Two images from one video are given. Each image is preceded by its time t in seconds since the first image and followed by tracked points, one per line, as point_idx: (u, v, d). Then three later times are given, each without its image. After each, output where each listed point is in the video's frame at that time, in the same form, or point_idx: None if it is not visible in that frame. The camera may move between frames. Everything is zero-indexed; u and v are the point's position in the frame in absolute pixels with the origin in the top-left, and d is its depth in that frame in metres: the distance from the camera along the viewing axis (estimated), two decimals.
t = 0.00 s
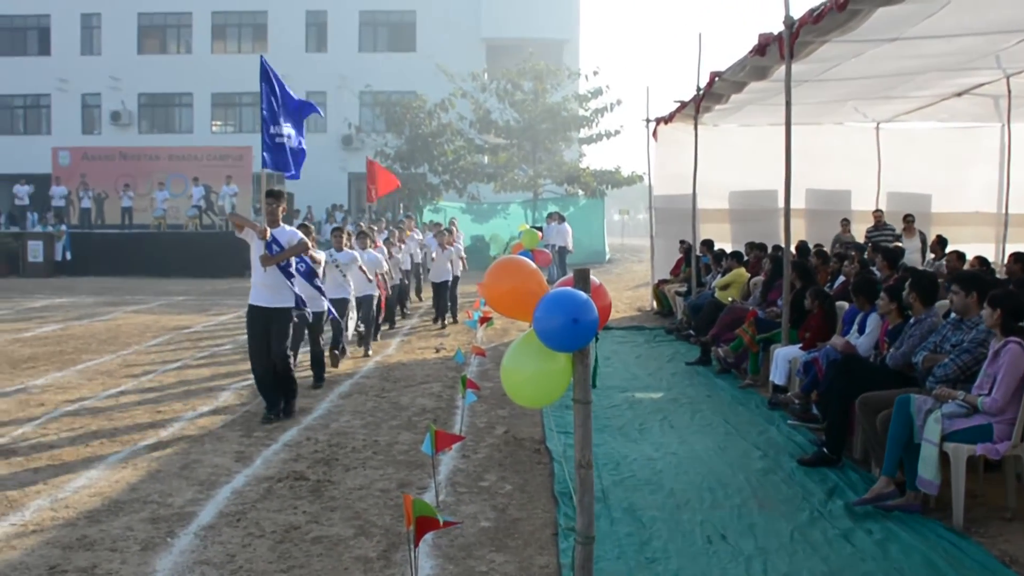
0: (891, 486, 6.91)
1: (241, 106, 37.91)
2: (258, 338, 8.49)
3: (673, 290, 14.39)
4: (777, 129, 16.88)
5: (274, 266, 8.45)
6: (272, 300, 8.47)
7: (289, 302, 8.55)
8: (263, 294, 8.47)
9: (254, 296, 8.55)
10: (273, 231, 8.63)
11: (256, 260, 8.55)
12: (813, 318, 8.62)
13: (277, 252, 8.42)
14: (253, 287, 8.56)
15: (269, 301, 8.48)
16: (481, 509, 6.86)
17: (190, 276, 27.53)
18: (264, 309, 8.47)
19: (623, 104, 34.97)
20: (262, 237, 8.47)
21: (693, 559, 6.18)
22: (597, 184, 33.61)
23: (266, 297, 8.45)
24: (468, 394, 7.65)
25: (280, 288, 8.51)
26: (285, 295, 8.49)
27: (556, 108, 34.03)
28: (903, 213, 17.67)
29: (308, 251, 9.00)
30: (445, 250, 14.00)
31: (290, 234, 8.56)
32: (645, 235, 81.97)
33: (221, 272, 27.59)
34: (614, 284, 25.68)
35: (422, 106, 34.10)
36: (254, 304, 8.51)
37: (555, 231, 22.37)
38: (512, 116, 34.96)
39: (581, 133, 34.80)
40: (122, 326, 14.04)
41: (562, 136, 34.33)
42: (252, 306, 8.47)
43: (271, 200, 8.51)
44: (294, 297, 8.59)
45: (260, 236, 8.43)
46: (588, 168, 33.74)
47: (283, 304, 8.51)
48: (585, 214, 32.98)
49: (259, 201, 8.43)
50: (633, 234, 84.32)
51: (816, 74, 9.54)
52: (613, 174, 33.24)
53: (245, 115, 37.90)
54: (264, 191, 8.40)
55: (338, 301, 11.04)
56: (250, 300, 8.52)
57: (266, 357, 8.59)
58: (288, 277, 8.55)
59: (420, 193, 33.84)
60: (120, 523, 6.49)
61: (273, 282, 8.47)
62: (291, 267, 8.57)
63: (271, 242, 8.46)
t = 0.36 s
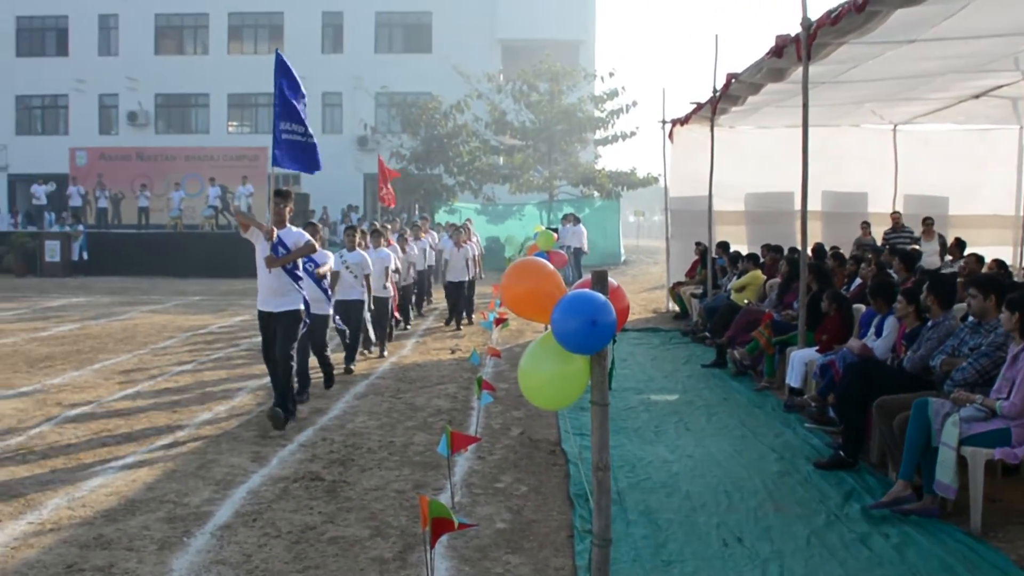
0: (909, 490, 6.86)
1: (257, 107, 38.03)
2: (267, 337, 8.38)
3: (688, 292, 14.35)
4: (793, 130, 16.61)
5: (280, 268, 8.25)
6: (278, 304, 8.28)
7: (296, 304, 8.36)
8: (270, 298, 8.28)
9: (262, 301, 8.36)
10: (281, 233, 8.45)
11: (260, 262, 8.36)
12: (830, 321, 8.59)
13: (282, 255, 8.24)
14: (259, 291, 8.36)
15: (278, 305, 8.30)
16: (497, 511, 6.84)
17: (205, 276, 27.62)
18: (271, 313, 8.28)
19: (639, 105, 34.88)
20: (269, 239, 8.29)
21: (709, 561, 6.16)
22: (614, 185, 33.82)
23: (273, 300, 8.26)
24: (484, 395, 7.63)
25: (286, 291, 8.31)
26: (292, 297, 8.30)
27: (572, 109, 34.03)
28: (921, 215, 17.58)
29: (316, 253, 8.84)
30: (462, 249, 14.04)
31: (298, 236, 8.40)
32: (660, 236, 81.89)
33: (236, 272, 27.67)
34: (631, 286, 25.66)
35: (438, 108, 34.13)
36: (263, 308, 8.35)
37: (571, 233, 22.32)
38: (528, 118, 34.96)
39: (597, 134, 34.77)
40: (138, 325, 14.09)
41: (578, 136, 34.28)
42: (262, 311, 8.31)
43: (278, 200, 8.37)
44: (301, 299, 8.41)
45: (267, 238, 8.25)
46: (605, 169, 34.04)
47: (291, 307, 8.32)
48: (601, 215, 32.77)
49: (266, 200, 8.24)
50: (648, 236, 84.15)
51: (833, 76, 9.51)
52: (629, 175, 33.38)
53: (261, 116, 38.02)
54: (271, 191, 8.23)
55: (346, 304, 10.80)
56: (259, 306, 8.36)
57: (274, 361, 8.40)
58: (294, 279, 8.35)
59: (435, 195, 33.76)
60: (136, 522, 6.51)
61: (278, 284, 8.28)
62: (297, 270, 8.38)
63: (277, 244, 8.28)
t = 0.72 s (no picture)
0: (930, 494, 6.80)
1: (275, 111, 38.13)
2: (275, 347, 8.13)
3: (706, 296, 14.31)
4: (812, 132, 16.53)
5: (290, 278, 7.99)
6: (289, 315, 8.00)
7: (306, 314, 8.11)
8: (283, 309, 7.97)
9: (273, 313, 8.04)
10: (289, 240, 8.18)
11: (268, 271, 8.11)
12: (849, 324, 8.56)
13: (292, 263, 8.00)
14: (268, 302, 8.02)
15: (287, 315, 8.01)
16: (516, 515, 6.83)
17: (222, 280, 27.72)
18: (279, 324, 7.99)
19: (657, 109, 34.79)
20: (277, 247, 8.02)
21: (729, 566, 6.12)
22: (632, 189, 33.83)
23: (281, 311, 7.97)
24: (502, 400, 7.62)
25: (295, 301, 8.05)
26: (302, 308, 8.04)
27: (589, 113, 34.07)
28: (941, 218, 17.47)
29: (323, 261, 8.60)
30: (477, 253, 13.96)
31: (307, 244, 8.14)
32: (678, 239, 81.70)
33: (252, 276, 27.73)
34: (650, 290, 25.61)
35: (455, 112, 34.15)
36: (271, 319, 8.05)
37: (589, 237, 22.26)
38: (545, 121, 34.98)
39: (615, 138, 34.75)
40: (157, 330, 14.14)
41: (595, 140, 34.39)
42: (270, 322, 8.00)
43: (287, 206, 8.06)
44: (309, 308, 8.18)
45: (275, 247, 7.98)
46: (622, 173, 33.96)
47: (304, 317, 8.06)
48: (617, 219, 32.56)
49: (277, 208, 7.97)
50: (664, 239, 83.96)
51: (852, 78, 9.47)
52: (647, 179, 33.20)
53: (279, 120, 38.11)
54: (283, 197, 7.98)
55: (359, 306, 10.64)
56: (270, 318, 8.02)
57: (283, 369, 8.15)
58: (303, 289, 8.10)
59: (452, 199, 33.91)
60: (156, 526, 6.52)
61: (287, 294, 8.01)
62: (306, 279, 8.12)
63: (286, 252, 8.03)
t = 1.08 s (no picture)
0: (951, 500, 6.73)
1: (292, 118, 38.23)
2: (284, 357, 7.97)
3: (724, 301, 14.27)
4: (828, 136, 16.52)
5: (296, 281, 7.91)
6: (295, 318, 7.93)
7: (313, 318, 8.02)
8: (286, 313, 7.92)
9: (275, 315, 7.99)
10: (297, 241, 8.06)
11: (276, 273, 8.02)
12: (868, 329, 8.51)
13: (299, 265, 7.84)
14: (272, 304, 8.01)
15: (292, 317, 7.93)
16: (535, 521, 6.81)
17: (239, 286, 27.84)
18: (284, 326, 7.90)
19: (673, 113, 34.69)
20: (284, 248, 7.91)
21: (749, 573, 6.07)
22: (649, 194, 33.65)
23: (286, 313, 7.89)
24: (521, 406, 7.61)
25: (302, 303, 7.97)
26: (308, 312, 7.96)
27: (605, 118, 33.97)
28: (960, 222, 17.36)
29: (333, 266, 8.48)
30: (491, 261, 13.80)
31: (315, 246, 8.01)
32: (695, 244, 81.58)
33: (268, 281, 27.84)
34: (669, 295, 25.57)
35: (471, 118, 34.19)
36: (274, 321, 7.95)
37: (606, 242, 22.22)
38: (561, 127, 34.94)
39: (631, 143, 34.69)
40: (176, 337, 14.20)
41: (612, 145, 34.31)
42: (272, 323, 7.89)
43: (295, 206, 8.01)
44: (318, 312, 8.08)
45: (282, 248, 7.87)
46: (639, 178, 33.84)
47: (307, 321, 7.97)
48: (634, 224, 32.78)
49: (283, 209, 7.87)
50: (680, 244, 83.75)
51: (869, 82, 9.44)
52: (663, 184, 33.12)
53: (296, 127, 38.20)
54: (288, 197, 7.87)
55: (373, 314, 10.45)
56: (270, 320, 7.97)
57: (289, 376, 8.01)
58: (312, 292, 8.03)
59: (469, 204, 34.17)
60: (176, 532, 6.53)
61: (295, 297, 7.94)
62: (313, 280, 8.04)
63: (294, 253, 7.88)
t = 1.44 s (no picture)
0: (970, 508, 6.66)
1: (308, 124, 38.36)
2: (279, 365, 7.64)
3: (740, 307, 14.24)
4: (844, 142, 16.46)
5: (300, 288, 7.65)
6: (299, 327, 7.65)
7: (316, 327, 7.73)
8: (289, 321, 7.64)
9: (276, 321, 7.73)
10: (300, 247, 7.82)
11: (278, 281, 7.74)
12: (886, 336, 8.47)
13: (302, 272, 7.62)
14: (275, 312, 7.73)
15: (294, 327, 7.65)
16: (550, 528, 6.79)
17: (255, 291, 27.96)
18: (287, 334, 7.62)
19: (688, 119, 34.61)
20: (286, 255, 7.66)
21: None
22: (664, 200, 33.61)
23: (289, 322, 7.61)
24: (537, 413, 7.60)
25: (307, 313, 7.68)
26: (311, 321, 7.66)
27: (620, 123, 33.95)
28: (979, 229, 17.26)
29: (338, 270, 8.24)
30: (507, 266, 13.61)
31: (319, 251, 7.78)
32: (711, 250, 81.45)
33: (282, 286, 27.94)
34: (685, 301, 25.53)
35: (486, 124, 34.27)
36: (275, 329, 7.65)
37: (622, 248, 22.19)
38: (576, 133, 34.90)
39: (646, 148, 34.64)
40: (192, 342, 14.27)
41: (627, 151, 34.32)
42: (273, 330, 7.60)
43: (297, 211, 7.80)
44: (322, 321, 7.78)
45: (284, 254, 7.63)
46: (654, 184, 33.83)
47: (311, 331, 7.69)
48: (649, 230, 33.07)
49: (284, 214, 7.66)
50: (696, 250, 83.59)
51: (886, 88, 9.41)
52: (678, 190, 33.05)
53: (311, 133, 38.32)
54: (288, 201, 7.72)
55: (384, 321, 10.15)
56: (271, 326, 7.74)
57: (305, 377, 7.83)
58: (317, 301, 7.74)
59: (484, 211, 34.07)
60: (193, 538, 6.54)
61: (300, 306, 7.66)
62: (318, 289, 7.74)
63: (297, 261, 7.67)
